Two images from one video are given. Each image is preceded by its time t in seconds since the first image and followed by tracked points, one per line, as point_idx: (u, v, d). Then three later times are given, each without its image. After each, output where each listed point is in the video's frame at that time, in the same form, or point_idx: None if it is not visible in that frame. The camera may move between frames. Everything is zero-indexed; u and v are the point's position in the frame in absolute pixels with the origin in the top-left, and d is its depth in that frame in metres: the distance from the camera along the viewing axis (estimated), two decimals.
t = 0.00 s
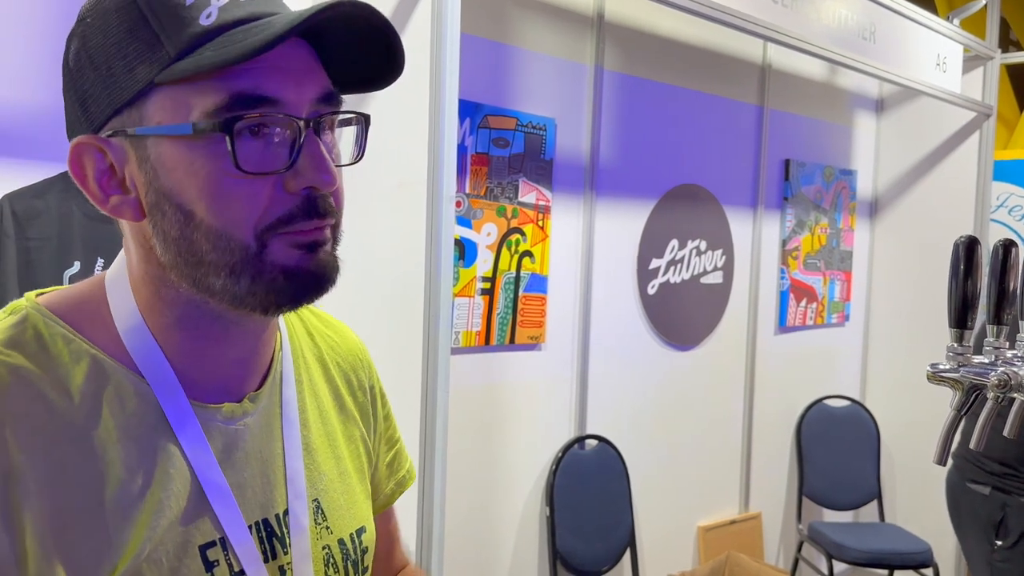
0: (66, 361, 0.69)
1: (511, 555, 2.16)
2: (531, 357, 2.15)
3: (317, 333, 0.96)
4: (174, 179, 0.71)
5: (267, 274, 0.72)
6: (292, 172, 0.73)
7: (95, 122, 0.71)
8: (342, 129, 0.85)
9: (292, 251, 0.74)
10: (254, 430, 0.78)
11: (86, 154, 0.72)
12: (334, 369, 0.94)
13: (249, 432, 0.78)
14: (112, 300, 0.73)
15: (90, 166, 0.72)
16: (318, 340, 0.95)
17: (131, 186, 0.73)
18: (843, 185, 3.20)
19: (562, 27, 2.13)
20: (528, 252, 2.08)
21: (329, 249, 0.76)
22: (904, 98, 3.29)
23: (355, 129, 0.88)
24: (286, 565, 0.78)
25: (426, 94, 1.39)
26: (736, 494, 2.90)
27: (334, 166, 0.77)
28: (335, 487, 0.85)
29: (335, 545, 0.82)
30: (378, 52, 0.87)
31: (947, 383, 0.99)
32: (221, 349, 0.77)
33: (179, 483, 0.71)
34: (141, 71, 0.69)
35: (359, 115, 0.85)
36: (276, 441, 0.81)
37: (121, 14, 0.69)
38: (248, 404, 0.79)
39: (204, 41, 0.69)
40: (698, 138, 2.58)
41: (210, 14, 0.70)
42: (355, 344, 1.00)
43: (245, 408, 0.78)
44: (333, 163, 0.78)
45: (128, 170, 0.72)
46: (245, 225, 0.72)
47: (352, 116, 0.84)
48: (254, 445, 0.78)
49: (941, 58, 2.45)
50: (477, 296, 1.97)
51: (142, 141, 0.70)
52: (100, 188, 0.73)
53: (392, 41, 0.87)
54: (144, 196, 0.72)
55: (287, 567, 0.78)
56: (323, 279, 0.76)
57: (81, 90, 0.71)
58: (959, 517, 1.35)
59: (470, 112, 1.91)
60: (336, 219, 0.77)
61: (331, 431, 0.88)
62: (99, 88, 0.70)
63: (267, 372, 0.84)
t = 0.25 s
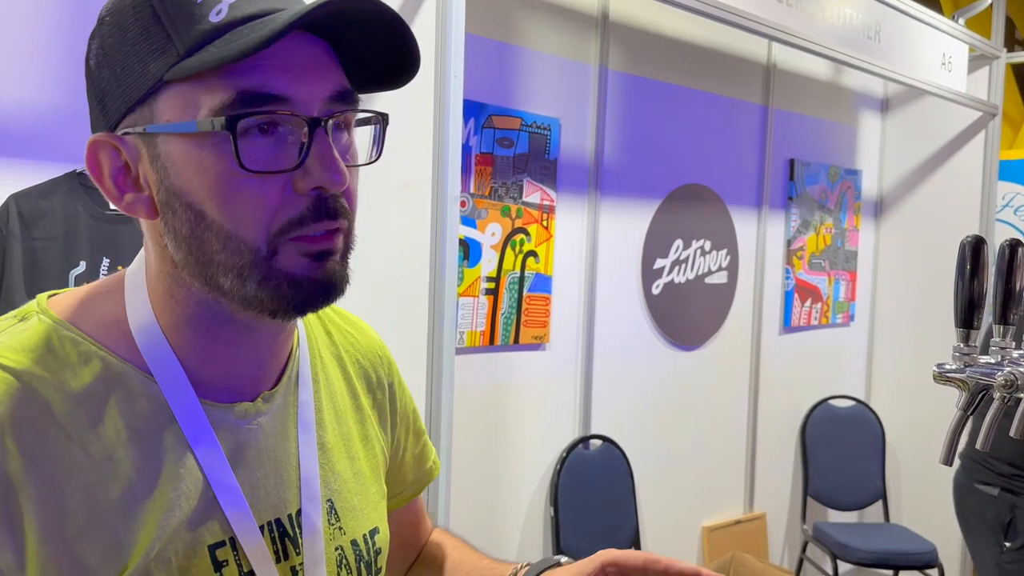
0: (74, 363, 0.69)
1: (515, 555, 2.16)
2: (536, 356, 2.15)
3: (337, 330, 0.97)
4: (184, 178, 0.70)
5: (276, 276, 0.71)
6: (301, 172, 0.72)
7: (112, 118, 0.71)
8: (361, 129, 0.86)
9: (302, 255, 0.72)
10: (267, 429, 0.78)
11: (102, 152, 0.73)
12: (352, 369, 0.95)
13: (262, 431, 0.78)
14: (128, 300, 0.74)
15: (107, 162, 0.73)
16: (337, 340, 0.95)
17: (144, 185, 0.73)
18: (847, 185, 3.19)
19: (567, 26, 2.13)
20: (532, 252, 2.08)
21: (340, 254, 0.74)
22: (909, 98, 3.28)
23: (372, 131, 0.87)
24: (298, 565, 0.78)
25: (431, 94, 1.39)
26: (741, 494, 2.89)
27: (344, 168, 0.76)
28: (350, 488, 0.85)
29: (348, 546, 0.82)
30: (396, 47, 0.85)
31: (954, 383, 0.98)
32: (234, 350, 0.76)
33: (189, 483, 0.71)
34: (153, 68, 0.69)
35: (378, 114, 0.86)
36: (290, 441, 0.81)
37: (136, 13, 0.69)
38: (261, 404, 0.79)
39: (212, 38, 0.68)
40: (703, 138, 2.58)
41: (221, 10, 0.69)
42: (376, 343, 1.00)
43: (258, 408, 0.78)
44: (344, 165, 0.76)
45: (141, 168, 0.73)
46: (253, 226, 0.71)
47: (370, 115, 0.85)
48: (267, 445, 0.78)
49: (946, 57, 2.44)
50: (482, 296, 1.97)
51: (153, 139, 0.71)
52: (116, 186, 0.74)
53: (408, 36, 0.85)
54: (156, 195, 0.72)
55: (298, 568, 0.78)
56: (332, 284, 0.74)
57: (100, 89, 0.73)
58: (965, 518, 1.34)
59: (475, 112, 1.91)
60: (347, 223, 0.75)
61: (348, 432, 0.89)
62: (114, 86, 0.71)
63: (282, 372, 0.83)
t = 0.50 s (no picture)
0: (97, 359, 0.70)
1: (520, 555, 2.16)
2: (542, 356, 2.15)
3: (360, 335, 0.98)
4: (203, 177, 0.70)
5: (294, 277, 0.71)
6: (319, 174, 0.72)
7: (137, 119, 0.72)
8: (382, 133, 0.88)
9: (319, 257, 0.73)
10: (285, 431, 0.79)
11: (126, 152, 0.73)
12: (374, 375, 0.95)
13: (280, 433, 0.78)
14: (149, 300, 0.75)
15: (130, 162, 0.74)
16: (360, 346, 0.96)
17: (166, 185, 0.74)
18: (853, 185, 3.18)
19: (573, 26, 2.13)
20: (537, 252, 2.08)
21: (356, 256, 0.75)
22: (915, 97, 3.27)
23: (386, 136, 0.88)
24: (311, 568, 0.77)
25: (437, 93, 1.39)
26: (747, 494, 2.89)
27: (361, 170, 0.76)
28: (367, 492, 0.85)
29: (364, 550, 0.81)
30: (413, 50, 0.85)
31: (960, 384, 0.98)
32: (253, 349, 0.77)
33: (205, 482, 0.71)
34: (176, 70, 0.69)
35: (397, 120, 0.88)
36: (306, 444, 0.81)
37: (162, 17, 0.70)
38: (280, 406, 0.79)
39: (233, 41, 0.68)
40: (708, 137, 2.58)
41: (242, 15, 0.70)
42: (400, 353, 1.01)
43: (276, 410, 0.78)
44: (361, 167, 0.76)
45: (163, 169, 0.73)
46: (272, 227, 0.71)
47: (391, 119, 0.87)
48: (284, 446, 0.78)
49: (953, 57, 2.43)
50: (487, 296, 1.97)
51: (175, 139, 0.71)
52: (139, 186, 0.74)
53: (423, 38, 0.85)
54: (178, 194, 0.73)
55: (312, 570, 0.77)
56: (347, 285, 0.74)
57: (126, 90, 0.73)
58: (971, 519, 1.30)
59: (480, 112, 1.91)
60: (363, 225, 0.76)
61: (368, 435, 0.88)
62: (140, 88, 0.71)
63: (300, 378, 0.84)
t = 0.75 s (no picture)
0: (109, 354, 0.71)
1: (526, 554, 2.16)
2: (548, 356, 2.15)
3: (367, 334, 0.98)
4: (216, 173, 0.71)
5: (303, 273, 0.71)
6: (330, 172, 0.72)
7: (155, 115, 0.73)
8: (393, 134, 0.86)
9: (327, 254, 0.73)
10: (292, 428, 0.78)
11: (142, 149, 0.74)
12: (379, 375, 0.95)
13: (287, 430, 0.78)
14: (161, 296, 0.75)
15: (146, 159, 0.74)
16: (365, 344, 0.96)
17: (181, 181, 0.74)
18: (861, 185, 3.17)
19: (580, 26, 2.13)
20: (543, 252, 2.08)
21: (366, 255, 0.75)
22: (922, 97, 3.26)
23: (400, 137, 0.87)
24: (317, 564, 0.77)
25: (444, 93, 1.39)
26: (754, 494, 2.88)
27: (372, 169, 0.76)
28: (372, 489, 0.85)
29: (369, 547, 0.81)
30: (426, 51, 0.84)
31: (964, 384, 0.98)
32: (265, 344, 0.77)
33: (213, 476, 0.71)
34: (194, 70, 0.70)
35: (408, 123, 0.86)
36: (313, 441, 0.81)
37: (182, 17, 0.70)
38: (287, 403, 0.79)
39: (251, 43, 0.69)
40: (715, 137, 2.57)
41: (261, 17, 0.70)
42: (405, 351, 1.01)
43: (283, 407, 0.78)
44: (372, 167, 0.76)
45: (178, 165, 0.74)
46: (283, 224, 0.71)
47: (401, 122, 0.86)
48: (291, 443, 0.78)
49: (961, 56, 2.42)
50: (493, 296, 1.97)
51: (190, 136, 0.71)
52: (154, 182, 0.75)
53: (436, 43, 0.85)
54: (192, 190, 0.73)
55: (318, 566, 0.77)
56: (357, 282, 0.74)
57: (144, 89, 0.74)
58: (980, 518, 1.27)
59: (486, 113, 1.91)
60: (373, 223, 0.75)
61: (372, 434, 0.88)
62: (158, 86, 0.72)
63: (308, 374, 0.84)
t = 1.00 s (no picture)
0: (101, 355, 0.71)
1: (533, 553, 2.17)
2: (555, 356, 2.16)
3: (355, 331, 0.98)
4: (217, 167, 0.71)
5: (304, 266, 0.72)
6: (331, 167, 0.73)
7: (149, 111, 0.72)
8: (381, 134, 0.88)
9: (327, 246, 0.74)
10: (283, 424, 0.79)
11: (136, 142, 0.74)
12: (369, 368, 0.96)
13: (279, 426, 0.79)
14: (152, 295, 0.75)
15: (140, 153, 0.74)
16: (355, 339, 0.96)
17: (177, 174, 0.74)
18: (870, 184, 3.16)
19: (587, 26, 2.13)
20: (551, 251, 2.09)
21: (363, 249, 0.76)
22: (932, 96, 3.24)
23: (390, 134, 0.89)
24: (314, 558, 0.78)
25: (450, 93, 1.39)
26: (762, 495, 2.88)
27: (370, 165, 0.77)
28: (365, 482, 0.86)
29: (363, 540, 0.82)
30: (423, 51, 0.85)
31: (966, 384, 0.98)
32: (260, 339, 0.77)
33: (208, 474, 0.72)
34: (194, 64, 0.70)
35: (398, 121, 0.88)
36: (305, 438, 0.81)
37: (180, 11, 0.71)
38: (279, 399, 0.80)
39: (254, 38, 0.70)
40: (723, 137, 2.57)
41: (262, 14, 0.71)
42: (392, 345, 1.02)
43: (276, 404, 0.79)
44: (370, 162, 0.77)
45: (174, 159, 0.74)
46: (284, 216, 0.72)
47: (391, 121, 0.88)
48: (283, 439, 0.79)
49: (971, 56, 2.41)
50: (500, 296, 1.98)
51: (189, 129, 0.72)
52: (147, 176, 0.75)
53: (432, 45, 0.86)
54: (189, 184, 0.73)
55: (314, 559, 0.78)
56: (354, 275, 0.76)
57: (137, 82, 0.74)
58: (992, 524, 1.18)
59: (493, 113, 1.92)
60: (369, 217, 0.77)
61: (362, 428, 0.89)
62: (154, 79, 0.72)
63: (300, 370, 0.84)
